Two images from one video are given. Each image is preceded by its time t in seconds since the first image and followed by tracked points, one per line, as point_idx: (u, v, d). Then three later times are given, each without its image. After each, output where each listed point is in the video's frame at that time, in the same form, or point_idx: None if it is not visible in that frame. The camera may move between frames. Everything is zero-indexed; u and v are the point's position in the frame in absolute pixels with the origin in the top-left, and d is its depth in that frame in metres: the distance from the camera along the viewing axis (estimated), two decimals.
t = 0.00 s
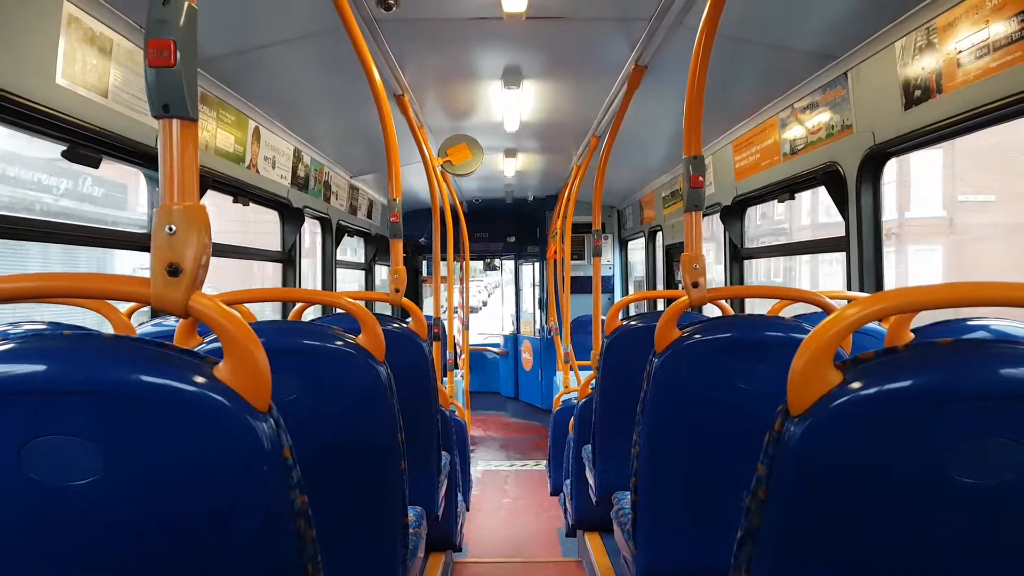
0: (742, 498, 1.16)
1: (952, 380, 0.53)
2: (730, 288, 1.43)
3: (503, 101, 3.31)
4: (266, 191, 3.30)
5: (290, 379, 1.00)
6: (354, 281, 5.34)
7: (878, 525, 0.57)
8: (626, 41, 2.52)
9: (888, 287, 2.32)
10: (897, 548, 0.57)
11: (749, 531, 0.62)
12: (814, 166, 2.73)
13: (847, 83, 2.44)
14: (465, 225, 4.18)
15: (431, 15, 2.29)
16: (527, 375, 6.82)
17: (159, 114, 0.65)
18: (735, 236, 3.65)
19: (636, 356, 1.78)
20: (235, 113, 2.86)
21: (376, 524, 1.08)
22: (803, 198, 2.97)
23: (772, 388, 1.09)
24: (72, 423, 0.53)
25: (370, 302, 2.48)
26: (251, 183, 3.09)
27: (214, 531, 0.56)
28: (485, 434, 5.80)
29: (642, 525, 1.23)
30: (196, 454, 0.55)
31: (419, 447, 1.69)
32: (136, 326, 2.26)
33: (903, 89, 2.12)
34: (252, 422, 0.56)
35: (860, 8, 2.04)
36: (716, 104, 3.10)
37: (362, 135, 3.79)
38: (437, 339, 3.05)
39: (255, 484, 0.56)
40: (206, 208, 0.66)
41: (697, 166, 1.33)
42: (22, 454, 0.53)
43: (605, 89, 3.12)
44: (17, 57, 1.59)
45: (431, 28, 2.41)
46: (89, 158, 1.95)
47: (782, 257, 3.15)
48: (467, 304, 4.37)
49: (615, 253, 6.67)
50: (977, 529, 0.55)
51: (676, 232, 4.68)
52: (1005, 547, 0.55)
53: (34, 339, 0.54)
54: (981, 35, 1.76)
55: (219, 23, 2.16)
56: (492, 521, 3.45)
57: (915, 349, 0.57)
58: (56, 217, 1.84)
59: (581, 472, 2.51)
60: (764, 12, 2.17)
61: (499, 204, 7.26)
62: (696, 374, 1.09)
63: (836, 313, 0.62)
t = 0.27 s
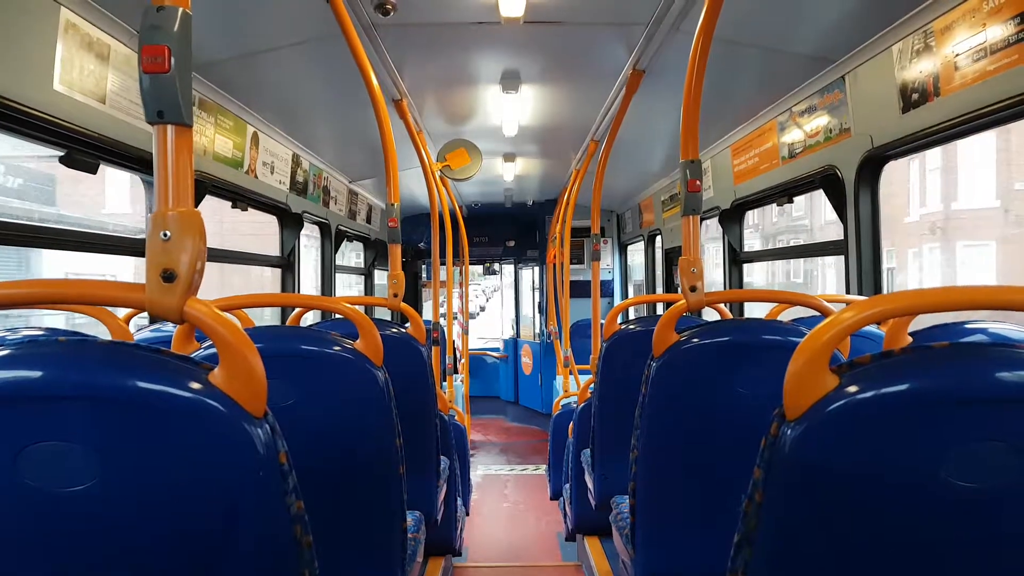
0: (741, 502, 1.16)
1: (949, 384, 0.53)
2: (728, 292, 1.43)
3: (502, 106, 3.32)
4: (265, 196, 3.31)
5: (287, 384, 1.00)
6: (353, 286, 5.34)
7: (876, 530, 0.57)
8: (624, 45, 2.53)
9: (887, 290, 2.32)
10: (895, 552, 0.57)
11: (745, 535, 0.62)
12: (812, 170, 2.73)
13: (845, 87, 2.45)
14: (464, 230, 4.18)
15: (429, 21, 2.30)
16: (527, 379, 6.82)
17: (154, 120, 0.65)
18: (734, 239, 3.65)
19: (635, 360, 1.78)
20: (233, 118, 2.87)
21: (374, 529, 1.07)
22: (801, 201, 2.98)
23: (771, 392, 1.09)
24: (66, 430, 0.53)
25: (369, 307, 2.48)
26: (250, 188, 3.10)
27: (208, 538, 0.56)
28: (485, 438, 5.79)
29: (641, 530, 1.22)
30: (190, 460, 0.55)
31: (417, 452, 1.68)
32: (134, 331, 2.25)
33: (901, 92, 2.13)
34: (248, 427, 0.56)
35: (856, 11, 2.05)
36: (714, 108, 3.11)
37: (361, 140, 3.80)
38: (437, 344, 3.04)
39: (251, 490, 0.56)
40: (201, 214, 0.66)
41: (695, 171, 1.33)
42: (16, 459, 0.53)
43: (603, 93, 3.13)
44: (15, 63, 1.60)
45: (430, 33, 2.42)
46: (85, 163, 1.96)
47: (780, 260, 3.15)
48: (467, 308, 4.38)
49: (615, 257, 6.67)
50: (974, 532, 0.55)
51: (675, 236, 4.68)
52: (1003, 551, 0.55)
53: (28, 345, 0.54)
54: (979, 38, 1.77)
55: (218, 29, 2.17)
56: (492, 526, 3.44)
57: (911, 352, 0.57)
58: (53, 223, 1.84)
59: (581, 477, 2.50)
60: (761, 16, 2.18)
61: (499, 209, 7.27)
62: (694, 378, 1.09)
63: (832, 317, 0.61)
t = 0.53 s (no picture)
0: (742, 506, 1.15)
1: (949, 388, 0.53)
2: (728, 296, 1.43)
3: (503, 109, 3.32)
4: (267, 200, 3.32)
5: (287, 388, 1.00)
6: (355, 289, 5.35)
7: (877, 534, 0.57)
8: (624, 49, 2.54)
9: (888, 294, 2.32)
10: (895, 556, 0.57)
11: (746, 539, 0.62)
12: (812, 174, 2.73)
13: (846, 91, 2.45)
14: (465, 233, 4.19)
15: (431, 25, 2.31)
16: (528, 383, 6.81)
17: (155, 124, 0.66)
18: (735, 243, 3.66)
19: (635, 364, 1.78)
20: (235, 122, 2.88)
21: (374, 533, 1.07)
22: (802, 206, 2.98)
23: (772, 396, 1.09)
24: (67, 434, 0.53)
25: (370, 310, 2.48)
26: (251, 192, 3.11)
27: (209, 541, 0.56)
28: (486, 442, 5.78)
29: (642, 534, 1.22)
30: (191, 464, 0.55)
31: (418, 455, 1.68)
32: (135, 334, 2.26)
33: (902, 97, 2.13)
34: (248, 431, 0.56)
35: (856, 16, 2.05)
36: (715, 112, 3.12)
37: (363, 144, 3.81)
38: (438, 347, 3.04)
39: (252, 494, 0.56)
40: (202, 218, 0.66)
41: (695, 174, 1.33)
42: (17, 462, 0.53)
43: (604, 97, 3.14)
44: (17, 67, 1.61)
45: (431, 37, 2.43)
46: (87, 166, 1.96)
47: (781, 264, 3.15)
48: (468, 311, 4.38)
49: (616, 261, 6.67)
50: (975, 537, 0.55)
51: (676, 240, 4.68)
52: (1003, 555, 0.55)
53: (29, 349, 0.54)
54: (980, 43, 1.77)
55: (219, 33, 2.18)
56: (493, 529, 3.43)
57: (912, 357, 0.57)
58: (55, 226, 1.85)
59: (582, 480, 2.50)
60: (761, 21, 2.18)
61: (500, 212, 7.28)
62: (695, 382, 1.09)
63: (832, 321, 0.61)
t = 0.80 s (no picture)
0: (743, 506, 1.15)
1: (953, 389, 0.53)
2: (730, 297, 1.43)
3: (504, 109, 3.32)
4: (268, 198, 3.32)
5: (289, 386, 1.00)
6: (355, 289, 5.36)
7: (878, 534, 0.57)
8: (626, 49, 2.54)
9: (889, 295, 2.32)
10: (897, 556, 0.57)
11: (749, 539, 0.62)
12: (814, 174, 2.73)
13: (848, 92, 2.45)
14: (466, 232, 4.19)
15: (433, 24, 2.31)
16: (528, 383, 6.82)
17: (160, 122, 0.66)
18: (736, 244, 3.66)
19: (637, 364, 1.78)
20: (237, 121, 2.89)
21: (376, 531, 1.07)
22: (803, 206, 2.98)
23: (773, 396, 1.09)
24: (70, 431, 0.53)
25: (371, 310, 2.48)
26: (252, 190, 3.11)
27: (214, 539, 0.56)
28: (486, 441, 5.78)
29: (643, 535, 1.22)
30: (194, 461, 0.55)
31: (418, 454, 1.68)
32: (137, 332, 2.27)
33: (904, 98, 2.13)
34: (252, 429, 0.56)
35: (858, 17, 2.05)
36: (717, 113, 3.11)
37: (364, 143, 3.81)
38: (439, 346, 3.04)
39: (256, 492, 0.56)
40: (207, 216, 0.66)
41: (698, 175, 1.33)
42: (21, 461, 0.53)
43: (606, 98, 3.14)
44: (18, 65, 1.61)
45: (433, 37, 2.43)
46: (89, 164, 1.96)
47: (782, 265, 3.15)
48: (469, 311, 4.38)
49: (617, 261, 6.67)
50: (976, 537, 0.55)
51: (677, 240, 4.68)
52: (1004, 555, 0.55)
53: (33, 346, 0.55)
54: (982, 45, 1.77)
55: (221, 31, 2.18)
56: (493, 529, 3.44)
57: (915, 357, 0.57)
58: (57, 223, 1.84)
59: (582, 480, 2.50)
60: (764, 22, 2.18)
61: (500, 212, 7.27)
62: (697, 382, 1.09)
63: (835, 322, 0.61)
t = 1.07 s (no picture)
0: (744, 504, 1.16)
1: (955, 387, 0.53)
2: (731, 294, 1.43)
3: (505, 106, 3.32)
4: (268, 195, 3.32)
5: (290, 384, 1.00)
6: (355, 286, 5.35)
7: (880, 532, 0.57)
8: (627, 47, 2.53)
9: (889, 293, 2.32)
10: (898, 554, 0.57)
11: (750, 537, 0.62)
12: (814, 172, 2.73)
13: (849, 89, 2.45)
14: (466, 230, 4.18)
15: (433, 21, 2.31)
16: (528, 380, 6.82)
17: (162, 119, 0.66)
18: (736, 242, 3.65)
19: (637, 361, 1.78)
20: (237, 118, 2.88)
21: (378, 528, 1.07)
22: (803, 204, 2.98)
23: (774, 394, 1.09)
24: (73, 428, 0.53)
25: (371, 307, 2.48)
26: (252, 188, 3.11)
27: (216, 536, 0.56)
28: (485, 439, 5.78)
29: (644, 533, 1.22)
30: (197, 458, 0.55)
31: (419, 451, 1.68)
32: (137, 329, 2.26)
33: (905, 96, 2.13)
34: (254, 426, 0.56)
35: (860, 15, 2.05)
36: (717, 110, 3.11)
37: (364, 140, 3.81)
38: (438, 343, 3.04)
39: (257, 489, 0.56)
40: (209, 213, 0.66)
41: (698, 172, 1.33)
42: (23, 459, 0.53)
43: (607, 95, 3.13)
44: (19, 62, 1.60)
45: (433, 34, 2.42)
46: (88, 160, 1.96)
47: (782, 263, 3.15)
48: (468, 308, 4.37)
49: (616, 258, 6.67)
50: (979, 535, 0.55)
51: (677, 238, 4.68)
52: (1006, 553, 0.55)
53: (35, 343, 0.54)
54: (983, 43, 1.77)
55: (221, 28, 2.17)
56: (492, 526, 3.44)
57: (917, 355, 0.57)
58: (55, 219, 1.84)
59: (582, 478, 2.50)
60: (765, 20, 2.17)
61: (500, 210, 7.27)
62: (698, 380, 1.09)
63: (838, 320, 0.61)
